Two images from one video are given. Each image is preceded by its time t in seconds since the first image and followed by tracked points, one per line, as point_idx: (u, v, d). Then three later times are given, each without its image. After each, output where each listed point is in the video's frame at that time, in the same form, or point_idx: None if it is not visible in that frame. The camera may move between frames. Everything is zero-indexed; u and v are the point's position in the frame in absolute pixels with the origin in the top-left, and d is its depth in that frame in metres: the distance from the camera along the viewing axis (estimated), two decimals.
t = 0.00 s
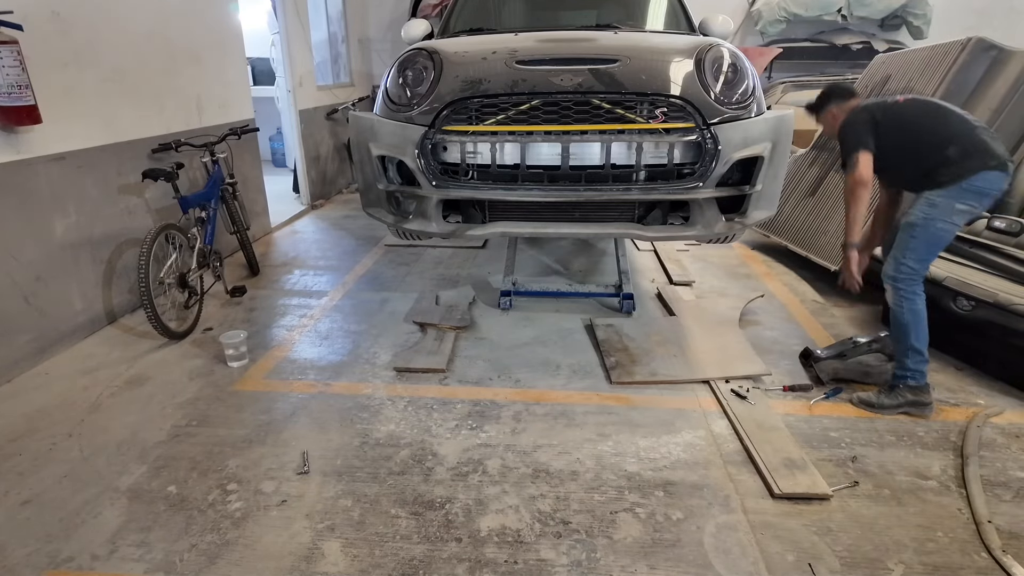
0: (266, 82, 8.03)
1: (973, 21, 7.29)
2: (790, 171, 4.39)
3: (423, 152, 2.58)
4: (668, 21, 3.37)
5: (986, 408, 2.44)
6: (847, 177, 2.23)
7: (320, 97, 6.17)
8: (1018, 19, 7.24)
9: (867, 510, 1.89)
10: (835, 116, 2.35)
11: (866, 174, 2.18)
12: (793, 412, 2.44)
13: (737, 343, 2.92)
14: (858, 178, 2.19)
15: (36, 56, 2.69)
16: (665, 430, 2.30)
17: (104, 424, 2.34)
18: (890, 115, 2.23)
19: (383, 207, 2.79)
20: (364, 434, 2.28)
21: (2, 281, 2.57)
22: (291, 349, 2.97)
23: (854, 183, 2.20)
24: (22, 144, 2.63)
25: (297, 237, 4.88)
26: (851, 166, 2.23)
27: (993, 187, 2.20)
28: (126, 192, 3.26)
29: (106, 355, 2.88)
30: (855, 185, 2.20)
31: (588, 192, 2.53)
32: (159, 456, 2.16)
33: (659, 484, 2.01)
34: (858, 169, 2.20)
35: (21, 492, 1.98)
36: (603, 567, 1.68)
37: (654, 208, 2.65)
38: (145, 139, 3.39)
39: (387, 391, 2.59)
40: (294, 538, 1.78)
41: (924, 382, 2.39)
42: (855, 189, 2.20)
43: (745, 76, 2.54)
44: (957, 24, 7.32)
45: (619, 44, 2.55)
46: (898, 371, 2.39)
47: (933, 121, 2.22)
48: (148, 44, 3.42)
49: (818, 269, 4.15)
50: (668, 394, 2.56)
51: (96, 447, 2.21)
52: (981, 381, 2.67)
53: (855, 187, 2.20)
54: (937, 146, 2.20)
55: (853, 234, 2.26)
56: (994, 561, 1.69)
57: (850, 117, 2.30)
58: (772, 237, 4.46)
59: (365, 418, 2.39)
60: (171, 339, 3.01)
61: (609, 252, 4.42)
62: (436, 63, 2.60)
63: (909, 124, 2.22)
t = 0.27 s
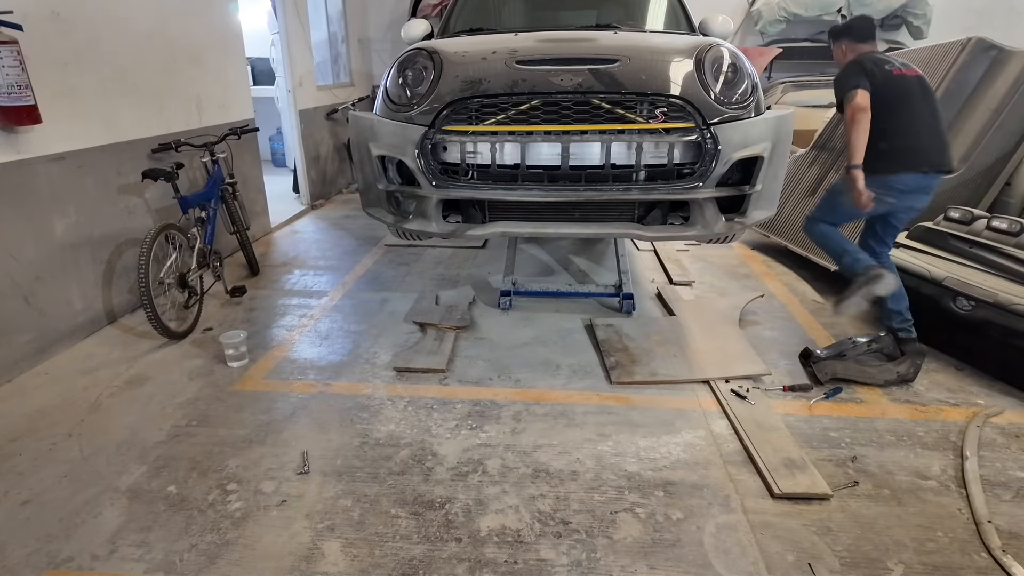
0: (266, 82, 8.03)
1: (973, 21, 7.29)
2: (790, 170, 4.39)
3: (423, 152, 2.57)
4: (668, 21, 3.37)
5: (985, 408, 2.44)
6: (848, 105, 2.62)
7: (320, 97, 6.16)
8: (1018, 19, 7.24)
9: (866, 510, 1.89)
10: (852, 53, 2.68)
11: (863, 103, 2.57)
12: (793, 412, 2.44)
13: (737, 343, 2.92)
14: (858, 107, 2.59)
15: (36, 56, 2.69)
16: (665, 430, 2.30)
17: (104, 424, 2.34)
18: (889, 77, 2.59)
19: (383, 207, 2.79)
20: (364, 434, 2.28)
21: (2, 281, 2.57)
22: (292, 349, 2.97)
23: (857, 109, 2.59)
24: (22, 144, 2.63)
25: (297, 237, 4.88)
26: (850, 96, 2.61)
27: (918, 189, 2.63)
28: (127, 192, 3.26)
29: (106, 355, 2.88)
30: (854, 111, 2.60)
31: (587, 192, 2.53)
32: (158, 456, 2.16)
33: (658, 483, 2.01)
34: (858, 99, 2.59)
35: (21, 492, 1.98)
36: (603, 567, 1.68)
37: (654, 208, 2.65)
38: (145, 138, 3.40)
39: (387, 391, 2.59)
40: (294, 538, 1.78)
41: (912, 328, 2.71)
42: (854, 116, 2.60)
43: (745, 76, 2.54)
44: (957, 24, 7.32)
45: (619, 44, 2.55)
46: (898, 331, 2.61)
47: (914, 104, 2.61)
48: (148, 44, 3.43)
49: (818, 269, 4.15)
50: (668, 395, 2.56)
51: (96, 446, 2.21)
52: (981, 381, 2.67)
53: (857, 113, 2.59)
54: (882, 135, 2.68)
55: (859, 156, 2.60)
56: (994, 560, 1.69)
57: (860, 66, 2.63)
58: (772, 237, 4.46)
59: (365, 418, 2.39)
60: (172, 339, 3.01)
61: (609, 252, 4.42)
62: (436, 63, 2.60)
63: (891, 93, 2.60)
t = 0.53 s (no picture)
0: (266, 82, 8.02)
1: (973, 21, 7.29)
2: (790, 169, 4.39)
3: (423, 152, 2.57)
4: (668, 21, 3.37)
5: (985, 408, 2.44)
6: (809, 90, 2.74)
7: (320, 97, 6.16)
8: (1018, 19, 7.24)
9: (866, 510, 1.89)
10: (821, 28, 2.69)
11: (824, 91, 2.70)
12: (793, 412, 2.44)
13: (737, 343, 2.92)
14: (817, 95, 2.72)
15: (36, 56, 2.69)
16: (666, 430, 2.30)
17: (104, 424, 2.34)
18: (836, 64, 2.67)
19: (383, 207, 2.79)
20: (364, 434, 2.28)
21: (2, 281, 2.57)
22: (291, 349, 2.97)
23: (818, 97, 2.72)
24: (22, 144, 2.63)
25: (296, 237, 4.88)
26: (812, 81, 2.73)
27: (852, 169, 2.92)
28: (126, 192, 3.26)
29: (106, 355, 2.88)
30: (817, 99, 2.73)
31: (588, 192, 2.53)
32: (158, 456, 2.16)
33: (658, 483, 2.01)
34: (818, 87, 2.71)
35: (20, 492, 1.98)
36: (603, 567, 1.68)
37: (654, 208, 2.65)
38: (145, 138, 3.40)
39: (387, 391, 2.59)
40: (294, 538, 1.78)
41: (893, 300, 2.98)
42: (817, 104, 2.74)
43: (745, 76, 2.54)
44: (957, 24, 7.32)
45: (619, 44, 2.55)
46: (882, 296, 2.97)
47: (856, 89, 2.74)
48: (148, 44, 3.43)
49: (818, 269, 4.15)
50: (668, 395, 2.56)
51: (96, 446, 2.21)
52: (980, 381, 2.67)
53: (818, 100, 2.73)
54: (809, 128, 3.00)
55: (819, 139, 2.82)
56: (994, 560, 1.69)
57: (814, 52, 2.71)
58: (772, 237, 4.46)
59: (365, 418, 2.39)
60: (172, 339, 3.01)
61: (609, 252, 4.42)
62: (436, 63, 2.60)
63: (836, 82, 2.71)
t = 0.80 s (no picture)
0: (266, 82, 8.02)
1: (973, 21, 7.29)
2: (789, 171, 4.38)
3: (422, 152, 2.57)
4: (668, 21, 3.37)
5: (985, 408, 2.44)
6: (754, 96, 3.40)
7: (320, 97, 6.16)
8: (1018, 19, 7.24)
9: (866, 511, 1.89)
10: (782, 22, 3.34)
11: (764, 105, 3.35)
12: (793, 412, 2.44)
13: (737, 343, 2.92)
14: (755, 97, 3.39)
15: (36, 55, 2.69)
16: (666, 430, 2.30)
17: (104, 423, 2.34)
18: (788, 65, 3.30)
19: (383, 207, 2.79)
20: (364, 434, 2.28)
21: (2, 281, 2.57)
22: (291, 349, 2.97)
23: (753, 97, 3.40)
24: (22, 144, 2.63)
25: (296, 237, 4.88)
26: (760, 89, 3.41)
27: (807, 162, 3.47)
28: (126, 191, 3.26)
29: (106, 355, 2.88)
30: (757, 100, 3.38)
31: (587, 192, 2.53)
32: (158, 456, 2.16)
33: (658, 483, 2.01)
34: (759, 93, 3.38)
35: (20, 492, 1.98)
36: (603, 567, 1.68)
37: (653, 208, 2.65)
38: (145, 138, 3.40)
39: (387, 391, 2.59)
40: (294, 538, 1.78)
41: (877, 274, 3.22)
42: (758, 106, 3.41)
43: (745, 76, 2.54)
44: (957, 24, 7.32)
45: (619, 44, 2.55)
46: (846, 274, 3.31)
47: (812, 86, 3.31)
48: (148, 44, 3.43)
49: (818, 269, 4.15)
50: (668, 395, 2.56)
51: (96, 447, 2.21)
52: (980, 381, 2.67)
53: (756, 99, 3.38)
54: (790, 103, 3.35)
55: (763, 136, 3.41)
56: (994, 560, 1.69)
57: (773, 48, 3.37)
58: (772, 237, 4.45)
59: (365, 418, 2.39)
60: (171, 339, 3.01)
61: (609, 252, 4.42)
62: (436, 63, 2.60)
63: (789, 77, 3.32)
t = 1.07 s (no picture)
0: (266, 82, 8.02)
1: (972, 21, 7.29)
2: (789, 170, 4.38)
3: (422, 152, 2.57)
4: (668, 21, 3.37)
5: (985, 408, 2.44)
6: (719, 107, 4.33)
7: (320, 97, 6.16)
8: (1018, 20, 7.24)
9: (866, 511, 1.89)
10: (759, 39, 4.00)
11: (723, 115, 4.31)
12: (792, 412, 2.44)
13: (737, 343, 2.92)
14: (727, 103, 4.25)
15: (36, 55, 2.69)
16: (666, 430, 2.30)
17: (104, 423, 2.34)
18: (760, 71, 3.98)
19: (383, 207, 2.79)
20: (364, 434, 2.28)
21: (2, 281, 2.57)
22: (291, 349, 2.97)
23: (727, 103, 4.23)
24: (22, 144, 2.63)
25: (296, 237, 4.87)
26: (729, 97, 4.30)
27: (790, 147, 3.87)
28: (126, 191, 3.26)
29: (106, 355, 2.88)
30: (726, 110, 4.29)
31: (587, 192, 2.53)
32: (158, 456, 2.16)
33: (658, 483, 2.01)
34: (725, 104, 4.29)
35: (20, 492, 1.98)
36: (603, 567, 1.68)
37: (653, 208, 2.65)
38: (145, 138, 3.40)
39: (387, 391, 2.59)
40: (294, 538, 1.78)
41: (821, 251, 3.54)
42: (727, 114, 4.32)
43: (745, 76, 2.54)
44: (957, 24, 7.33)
45: (618, 44, 2.55)
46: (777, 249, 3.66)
47: (780, 89, 3.98)
48: (148, 43, 3.43)
49: (817, 269, 4.15)
50: (668, 395, 2.56)
51: (96, 446, 2.21)
52: (980, 381, 2.67)
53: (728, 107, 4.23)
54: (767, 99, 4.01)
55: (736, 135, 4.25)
56: (994, 560, 1.69)
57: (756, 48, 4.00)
58: (772, 237, 4.45)
59: (365, 418, 2.39)
60: (171, 339, 3.01)
61: (609, 252, 4.42)
62: (436, 63, 2.60)
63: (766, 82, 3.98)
